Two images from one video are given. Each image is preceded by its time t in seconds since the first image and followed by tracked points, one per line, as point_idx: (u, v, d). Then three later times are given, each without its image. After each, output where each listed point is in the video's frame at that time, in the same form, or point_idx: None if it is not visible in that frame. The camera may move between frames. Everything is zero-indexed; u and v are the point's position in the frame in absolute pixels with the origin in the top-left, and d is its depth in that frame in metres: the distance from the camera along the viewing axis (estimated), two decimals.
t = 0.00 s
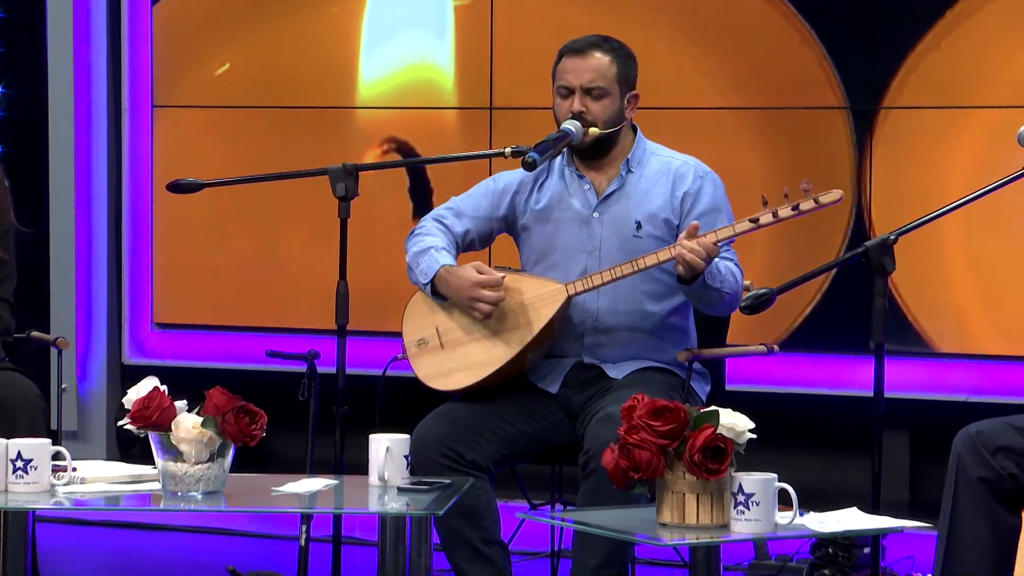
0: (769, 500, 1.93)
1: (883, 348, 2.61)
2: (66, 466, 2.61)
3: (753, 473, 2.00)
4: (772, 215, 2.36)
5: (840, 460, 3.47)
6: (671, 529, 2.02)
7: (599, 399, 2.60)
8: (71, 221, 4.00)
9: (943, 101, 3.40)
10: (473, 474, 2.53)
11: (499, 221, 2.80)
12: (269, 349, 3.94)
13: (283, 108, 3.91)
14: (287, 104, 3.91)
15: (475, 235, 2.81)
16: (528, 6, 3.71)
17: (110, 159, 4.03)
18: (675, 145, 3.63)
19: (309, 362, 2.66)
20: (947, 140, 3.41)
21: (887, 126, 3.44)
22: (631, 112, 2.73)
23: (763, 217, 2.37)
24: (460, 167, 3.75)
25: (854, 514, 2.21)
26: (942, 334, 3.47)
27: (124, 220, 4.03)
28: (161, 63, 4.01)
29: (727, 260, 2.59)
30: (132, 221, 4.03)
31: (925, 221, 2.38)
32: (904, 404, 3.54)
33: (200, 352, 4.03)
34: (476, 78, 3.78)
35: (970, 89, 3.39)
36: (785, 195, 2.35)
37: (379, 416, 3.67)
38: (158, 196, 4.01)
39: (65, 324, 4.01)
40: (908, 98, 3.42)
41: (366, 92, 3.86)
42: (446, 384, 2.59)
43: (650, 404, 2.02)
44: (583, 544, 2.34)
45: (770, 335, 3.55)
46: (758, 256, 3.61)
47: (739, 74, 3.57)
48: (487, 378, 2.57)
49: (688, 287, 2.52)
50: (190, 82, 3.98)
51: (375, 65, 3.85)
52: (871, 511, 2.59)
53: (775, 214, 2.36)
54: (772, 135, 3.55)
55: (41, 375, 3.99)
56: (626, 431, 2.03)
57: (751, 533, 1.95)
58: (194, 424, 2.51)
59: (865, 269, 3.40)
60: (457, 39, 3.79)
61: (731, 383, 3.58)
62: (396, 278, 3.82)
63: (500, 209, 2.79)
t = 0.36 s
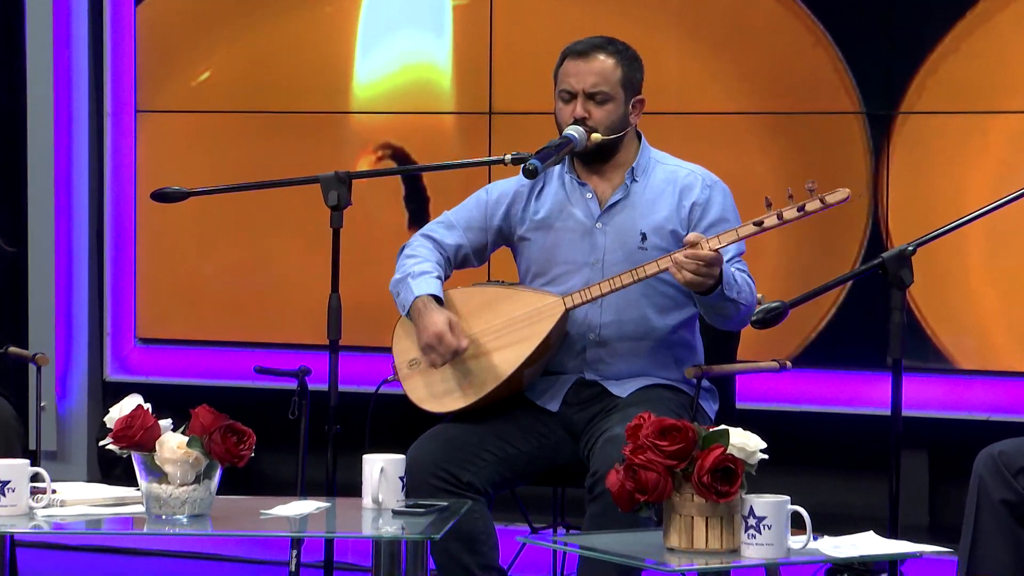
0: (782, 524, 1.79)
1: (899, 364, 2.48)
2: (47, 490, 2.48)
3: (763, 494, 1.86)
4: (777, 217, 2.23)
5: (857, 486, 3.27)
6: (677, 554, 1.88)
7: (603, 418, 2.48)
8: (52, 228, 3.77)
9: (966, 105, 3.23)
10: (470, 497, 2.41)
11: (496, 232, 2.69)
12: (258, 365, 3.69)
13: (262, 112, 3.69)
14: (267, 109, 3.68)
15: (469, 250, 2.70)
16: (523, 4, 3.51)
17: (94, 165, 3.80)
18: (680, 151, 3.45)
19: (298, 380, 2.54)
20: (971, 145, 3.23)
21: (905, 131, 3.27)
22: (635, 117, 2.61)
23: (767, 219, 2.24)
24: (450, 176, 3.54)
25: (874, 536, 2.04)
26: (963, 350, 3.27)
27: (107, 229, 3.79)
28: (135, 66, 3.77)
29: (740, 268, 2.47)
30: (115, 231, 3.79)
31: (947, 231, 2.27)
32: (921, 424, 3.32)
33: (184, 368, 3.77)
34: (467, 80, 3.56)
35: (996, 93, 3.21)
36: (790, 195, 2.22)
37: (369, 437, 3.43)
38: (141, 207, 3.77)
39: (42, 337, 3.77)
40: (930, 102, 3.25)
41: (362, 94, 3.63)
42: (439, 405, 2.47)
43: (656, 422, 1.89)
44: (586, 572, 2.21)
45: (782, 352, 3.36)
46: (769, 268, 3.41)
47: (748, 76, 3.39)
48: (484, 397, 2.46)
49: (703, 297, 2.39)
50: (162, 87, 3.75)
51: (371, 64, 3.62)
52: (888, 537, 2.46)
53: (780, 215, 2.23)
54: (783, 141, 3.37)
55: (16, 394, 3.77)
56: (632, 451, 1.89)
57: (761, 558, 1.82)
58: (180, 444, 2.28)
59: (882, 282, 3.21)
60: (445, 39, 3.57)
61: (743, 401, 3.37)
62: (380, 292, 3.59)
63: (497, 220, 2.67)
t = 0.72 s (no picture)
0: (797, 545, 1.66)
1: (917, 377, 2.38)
2: (23, 510, 2.34)
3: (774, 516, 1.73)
4: (791, 227, 2.08)
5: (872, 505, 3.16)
6: None
7: (607, 435, 2.37)
8: (30, 235, 3.60)
9: (986, 106, 3.12)
10: (469, 517, 2.29)
11: (494, 240, 2.58)
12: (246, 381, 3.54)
13: (255, 114, 3.55)
14: (260, 111, 3.55)
15: (469, 259, 2.59)
16: (526, 3, 3.39)
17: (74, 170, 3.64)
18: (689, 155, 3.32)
19: (289, 397, 2.42)
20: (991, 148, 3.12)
21: (924, 133, 3.16)
22: (640, 121, 2.50)
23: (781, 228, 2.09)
24: (451, 180, 3.41)
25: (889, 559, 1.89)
26: (983, 363, 3.14)
27: (88, 236, 3.64)
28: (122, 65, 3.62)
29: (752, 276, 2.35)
30: (98, 238, 3.64)
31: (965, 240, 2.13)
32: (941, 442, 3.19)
33: (170, 384, 3.61)
34: (469, 81, 3.44)
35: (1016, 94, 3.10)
36: (806, 204, 2.06)
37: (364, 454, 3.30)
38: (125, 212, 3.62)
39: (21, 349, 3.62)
40: (949, 103, 3.14)
41: (354, 99, 3.50)
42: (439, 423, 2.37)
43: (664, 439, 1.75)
44: None
45: (796, 365, 3.24)
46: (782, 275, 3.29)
47: (760, 76, 3.27)
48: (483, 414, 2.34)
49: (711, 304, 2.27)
50: (151, 88, 3.61)
51: (364, 71, 3.49)
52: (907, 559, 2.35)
53: (795, 226, 2.08)
54: (797, 143, 3.25)
55: None
56: (636, 469, 1.77)
57: None
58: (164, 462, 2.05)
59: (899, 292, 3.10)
60: (446, 37, 3.45)
61: (755, 418, 3.25)
62: (378, 302, 3.47)
63: (495, 228, 2.56)
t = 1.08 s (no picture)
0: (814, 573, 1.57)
1: (938, 395, 2.27)
2: None
3: (787, 540, 1.64)
4: (816, 251, 2.02)
5: (890, 526, 3.05)
6: None
7: (614, 456, 2.26)
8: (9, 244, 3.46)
9: (1006, 113, 3.03)
10: (468, 540, 2.18)
11: (497, 251, 2.47)
12: (234, 398, 3.43)
13: (250, 118, 3.44)
14: (255, 115, 3.44)
15: (470, 270, 2.49)
16: (530, 4, 3.28)
17: (54, 176, 3.52)
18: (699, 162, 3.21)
19: (279, 414, 2.33)
20: (1011, 156, 3.03)
21: (944, 138, 3.06)
22: (648, 127, 2.39)
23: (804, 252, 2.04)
24: (455, 187, 3.31)
25: None
26: (1005, 380, 3.03)
27: (68, 246, 3.51)
28: (111, 67, 3.50)
29: (767, 294, 2.25)
30: (78, 248, 3.51)
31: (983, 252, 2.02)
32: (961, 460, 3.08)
33: (155, 400, 3.50)
34: (473, 84, 3.33)
35: None
36: (833, 227, 2.01)
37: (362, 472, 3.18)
38: (111, 220, 3.49)
39: None
40: (969, 109, 3.04)
41: (351, 103, 3.39)
42: (434, 437, 2.25)
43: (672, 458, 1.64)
44: None
45: (811, 382, 3.13)
46: (796, 287, 3.16)
47: (773, 79, 3.16)
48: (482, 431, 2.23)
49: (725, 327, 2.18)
50: (141, 90, 3.49)
51: (356, 73, 3.38)
52: None
53: (819, 249, 2.02)
54: (811, 148, 3.15)
55: None
56: (643, 490, 1.64)
57: None
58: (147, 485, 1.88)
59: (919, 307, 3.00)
60: (449, 39, 3.34)
61: (767, 436, 3.14)
62: (376, 314, 3.35)
63: (499, 239, 2.45)
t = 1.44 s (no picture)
0: None
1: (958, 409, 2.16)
2: None
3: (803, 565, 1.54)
4: (828, 253, 1.92)
5: (906, 544, 2.95)
6: None
7: (619, 474, 2.16)
8: None
9: None
10: (465, 563, 2.08)
11: (497, 259, 2.37)
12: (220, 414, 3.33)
13: (242, 121, 3.34)
14: (250, 119, 3.33)
15: (465, 274, 2.39)
16: (535, 4, 3.18)
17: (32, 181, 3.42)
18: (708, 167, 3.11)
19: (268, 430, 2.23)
20: None
21: (962, 142, 2.96)
22: (654, 130, 2.29)
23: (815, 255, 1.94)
24: (457, 193, 3.21)
25: None
26: None
27: (47, 253, 3.41)
28: (96, 68, 3.40)
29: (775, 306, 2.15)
30: (57, 255, 3.41)
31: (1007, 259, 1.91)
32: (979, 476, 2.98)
33: (136, 416, 3.40)
34: (475, 87, 3.23)
35: None
36: (845, 228, 1.91)
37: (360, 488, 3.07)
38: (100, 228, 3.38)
39: None
40: (989, 112, 2.95)
41: (349, 107, 3.29)
42: (432, 456, 2.15)
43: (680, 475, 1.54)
44: None
45: (824, 396, 3.02)
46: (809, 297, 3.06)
47: (785, 82, 3.07)
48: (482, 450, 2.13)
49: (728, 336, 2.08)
50: (128, 92, 3.39)
51: (353, 76, 3.28)
52: None
53: (831, 251, 1.92)
54: (822, 153, 3.05)
55: None
56: (649, 510, 1.55)
57: None
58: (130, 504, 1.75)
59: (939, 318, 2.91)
60: (450, 39, 3.24)
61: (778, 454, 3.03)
62: (375, 324, 3.25)
63: (498, 246, 2.35)
